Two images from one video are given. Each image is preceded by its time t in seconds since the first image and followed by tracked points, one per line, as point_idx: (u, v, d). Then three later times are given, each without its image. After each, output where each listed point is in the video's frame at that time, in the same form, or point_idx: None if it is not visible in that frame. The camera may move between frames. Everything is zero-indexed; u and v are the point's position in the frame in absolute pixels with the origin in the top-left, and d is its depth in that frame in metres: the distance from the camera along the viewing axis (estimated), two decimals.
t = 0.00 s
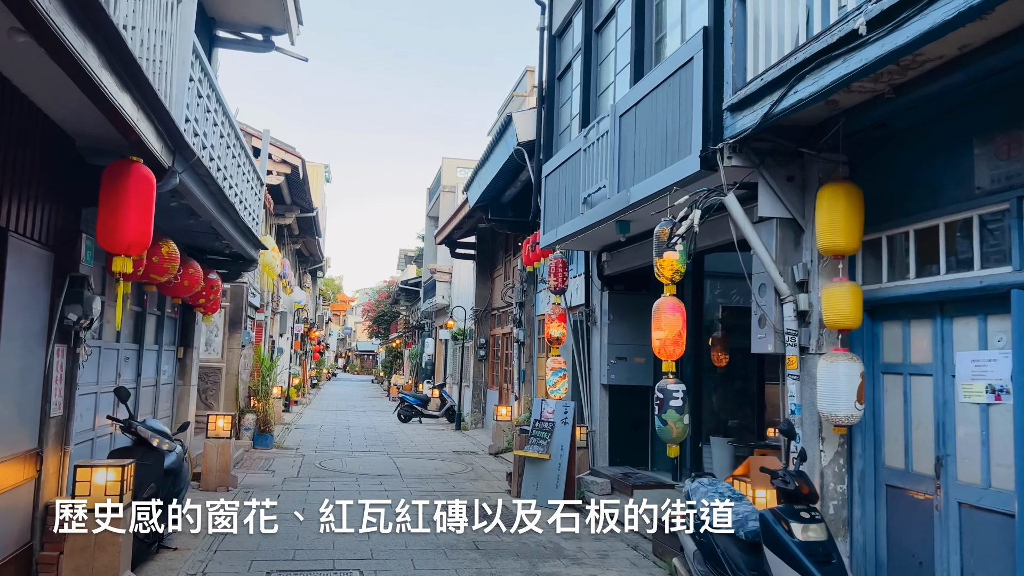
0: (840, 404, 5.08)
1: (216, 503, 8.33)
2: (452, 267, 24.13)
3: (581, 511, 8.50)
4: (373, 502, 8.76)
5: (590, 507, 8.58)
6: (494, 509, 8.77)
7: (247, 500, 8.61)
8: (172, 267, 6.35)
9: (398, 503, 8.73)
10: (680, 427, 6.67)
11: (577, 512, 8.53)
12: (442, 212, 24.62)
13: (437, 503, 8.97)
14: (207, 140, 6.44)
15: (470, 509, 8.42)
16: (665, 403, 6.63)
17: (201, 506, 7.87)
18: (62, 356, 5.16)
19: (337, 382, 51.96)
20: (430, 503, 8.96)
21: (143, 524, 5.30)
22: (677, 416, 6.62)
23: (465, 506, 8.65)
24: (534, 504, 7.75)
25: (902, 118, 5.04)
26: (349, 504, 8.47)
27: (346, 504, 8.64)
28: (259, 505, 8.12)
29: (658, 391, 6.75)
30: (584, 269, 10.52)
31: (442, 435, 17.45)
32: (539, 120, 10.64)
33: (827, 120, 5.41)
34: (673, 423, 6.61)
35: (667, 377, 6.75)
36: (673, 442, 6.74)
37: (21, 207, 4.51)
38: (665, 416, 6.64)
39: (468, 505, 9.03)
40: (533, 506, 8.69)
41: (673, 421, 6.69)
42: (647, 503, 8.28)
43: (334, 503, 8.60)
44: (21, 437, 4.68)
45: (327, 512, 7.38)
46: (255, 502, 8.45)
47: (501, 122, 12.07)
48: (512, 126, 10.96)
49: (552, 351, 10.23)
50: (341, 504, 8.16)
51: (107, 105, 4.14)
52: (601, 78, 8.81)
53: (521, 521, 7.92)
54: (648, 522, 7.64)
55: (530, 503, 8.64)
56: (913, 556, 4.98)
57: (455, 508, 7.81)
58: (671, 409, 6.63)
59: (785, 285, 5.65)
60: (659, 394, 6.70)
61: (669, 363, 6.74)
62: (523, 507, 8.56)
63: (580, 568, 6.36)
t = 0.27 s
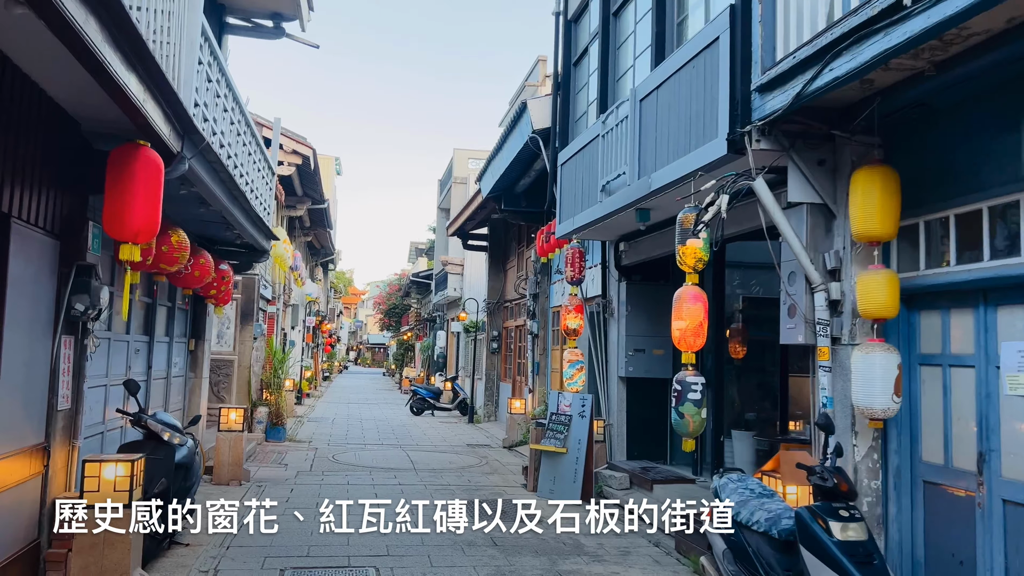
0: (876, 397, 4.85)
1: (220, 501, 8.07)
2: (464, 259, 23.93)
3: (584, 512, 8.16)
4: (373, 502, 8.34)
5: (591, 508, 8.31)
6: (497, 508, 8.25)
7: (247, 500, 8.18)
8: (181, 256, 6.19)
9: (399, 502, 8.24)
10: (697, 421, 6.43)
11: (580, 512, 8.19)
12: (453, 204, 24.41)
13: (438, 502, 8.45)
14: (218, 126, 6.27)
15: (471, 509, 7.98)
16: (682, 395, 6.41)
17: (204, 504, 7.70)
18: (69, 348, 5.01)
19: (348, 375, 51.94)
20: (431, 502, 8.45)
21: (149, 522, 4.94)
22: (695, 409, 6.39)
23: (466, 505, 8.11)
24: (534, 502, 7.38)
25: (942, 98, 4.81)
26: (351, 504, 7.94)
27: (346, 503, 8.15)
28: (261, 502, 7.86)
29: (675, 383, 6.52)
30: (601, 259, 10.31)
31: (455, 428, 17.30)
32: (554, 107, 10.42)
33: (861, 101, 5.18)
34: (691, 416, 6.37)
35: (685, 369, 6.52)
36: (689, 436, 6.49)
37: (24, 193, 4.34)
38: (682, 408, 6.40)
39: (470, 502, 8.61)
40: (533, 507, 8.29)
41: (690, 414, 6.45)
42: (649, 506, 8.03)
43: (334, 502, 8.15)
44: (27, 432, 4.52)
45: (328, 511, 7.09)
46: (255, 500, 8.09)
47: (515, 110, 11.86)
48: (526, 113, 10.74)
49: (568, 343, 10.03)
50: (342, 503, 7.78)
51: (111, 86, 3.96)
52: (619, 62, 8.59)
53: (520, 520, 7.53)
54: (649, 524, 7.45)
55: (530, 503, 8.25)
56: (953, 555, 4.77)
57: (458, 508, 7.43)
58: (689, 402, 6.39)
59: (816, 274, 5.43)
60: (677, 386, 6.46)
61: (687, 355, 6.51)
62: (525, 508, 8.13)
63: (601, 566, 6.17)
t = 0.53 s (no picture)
0: (924, 388, 4.64)
1: (224, 499, 7.60)
2: (480, 249, 23.71)
3: (582, 509, 7.70)
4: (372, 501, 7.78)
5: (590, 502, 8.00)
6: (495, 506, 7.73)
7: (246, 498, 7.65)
8: (200, 243, 6.06)
9: (399, 502, 7.63)
10: (723, 414, 5.89)
11: (578, 509, 7.73)
12: (470, 193, 24.21)
13: (438, 501, 7.86)
14: (237, 110, 6.12)
15: (468, 507, 7.40)
16: (707, 385, 5.88)
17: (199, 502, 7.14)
18: (87, 336, 4.89)
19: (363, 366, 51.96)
20: (432, 501, 7.86)
21: (150, 523, 4.51)
22: (721, 402, 5.85)
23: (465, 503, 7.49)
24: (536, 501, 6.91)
25: (995, 74, 4.57)
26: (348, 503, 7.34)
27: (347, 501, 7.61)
28: (257, 502, 7.28)
29: (700, 373, 6.00)
30: (624, 247, 10.10)
31: (472, 419, 17.15)
32: (577, 92, 10.20)
33: (906, 78, 4.95)
34: (716, 408, 5.84)
35: (711, 359, 6.02)
36: (713, 430, 5.95)
37: (40, 176, 4.20)
38: (707, 399, 5.88)
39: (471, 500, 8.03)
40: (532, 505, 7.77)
41: (716, 406, 5.91)
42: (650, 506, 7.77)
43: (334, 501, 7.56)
44: (44, 422, 4.40)
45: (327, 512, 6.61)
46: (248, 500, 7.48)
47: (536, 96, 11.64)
48: (548, 99, 10.53)
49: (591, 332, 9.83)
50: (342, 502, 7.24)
51: (128, 62, 3.80)
52: (645, 44, 8.36)
53: (520, 520, 7.04)
54: (649, 524, 7.13)
55: (531, 501, 7.69)
56: (1003, 554, 4.56)
57: (454, 507, 7.00)
58: (715, 393, 5.88)
59: (857, 260, 5.21)
60: (702, 375, 5.95)
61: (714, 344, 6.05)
62: (524, 506, 7.58)
63: (630, 561, 6.00)
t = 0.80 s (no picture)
0: (969, 386, 4.45)
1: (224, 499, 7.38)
2: (496, 243, 23.56)
3: (581, 509, 7.50)
4: (371, 500, 7.59)
5: (590, 500, 7.80)
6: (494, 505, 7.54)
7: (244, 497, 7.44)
8: (217, 238, 5.95)
9: (398, 501, 7.45)
10: (749, 412, 5.72)
11: (578, 509, 7.52)
12: (485, 188, 24.06)
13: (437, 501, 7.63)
14: (254, 102, 5.99)
15: (467, 506, 7.21)
16: (734, 382, 5.71)
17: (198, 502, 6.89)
18: (103, 333, 4.79)
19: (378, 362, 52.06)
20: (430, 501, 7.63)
21: (150, 524, 4.36)
22: (748, 400, 5.67)
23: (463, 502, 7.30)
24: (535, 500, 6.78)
25: None
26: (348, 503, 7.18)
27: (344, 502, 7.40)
28: (256, 502, 7.10)
29: (727, 369, 5.84)
30: (646, 241, 9.92)
31: (489, 415, 17.04)
32: (597, 83, 10.01)
33: (948, 64, 4.75)
34: (742, 405, 5.67)
35: (739, 355, 5.84)
36: (739, 428, 5.78)
37: (56, 168, 4.08)
38: (733, 396, 5.70)
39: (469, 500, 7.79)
40: (532, 504, 7.58)
41: (742, 404, 5.74)
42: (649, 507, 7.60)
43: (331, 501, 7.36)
44: (61, 422, 4.29)
45: (326, 511, 6.48)
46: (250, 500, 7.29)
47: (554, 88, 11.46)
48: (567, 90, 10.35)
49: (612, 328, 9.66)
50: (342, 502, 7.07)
51: (142, 51, 3.67)
52: (668, 33, 8.17)
53: (520, 520, 6.86)
54: (649, 524, 6.96)
55: (530, 500, 7.52)
56: None
57: (453, 507, 6.86)
58: (741, 390, 5.70)
59: (895, 253, 5.02)
60: (728, 372, 5.78)
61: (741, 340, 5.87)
62: (524, 505, 7.40)
63: (657, 562, 5.85)
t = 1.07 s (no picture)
0: (1015, 384, 4.25)
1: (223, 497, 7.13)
2: (517, 238, 23.40)
3: (580, 509, 7.31)
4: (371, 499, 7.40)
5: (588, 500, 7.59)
6: (494, 504, 7.36)
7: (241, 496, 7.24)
8: (237, 232, 5.88)
9: (398, 501, 7.26)
10: (782, 408, 5.54)
11: (578, 509, 7.32)
12: (506, 183, 23.93)
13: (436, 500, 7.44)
14: (274, 93, 5.91)
15: (466, 506, 7.04)
16: (766, 378, 5.52)
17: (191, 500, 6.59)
18: (122, 327, 4.73)
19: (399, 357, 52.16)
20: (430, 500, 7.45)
21: (149, 523, 4.24)
22: (780, 396, 5.50)
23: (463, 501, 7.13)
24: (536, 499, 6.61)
25: None
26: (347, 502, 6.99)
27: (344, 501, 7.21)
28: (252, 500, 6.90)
29: (759, 365, 5.67)
30: (670, 235, 9.74)
31: (510, 411, 16.93)
32: (620, 74, 9.84)
33: (992, 46, 4.55)
34: (774, 402, 5.50)
35: (771, 350, 5.67)
36: (772, 425, 5.62)
37: (72, 158, 4.00)
38: (765, 393, 5.53)
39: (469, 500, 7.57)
40: (532, 503, 7.40)
41: (775, 400, 5.57)
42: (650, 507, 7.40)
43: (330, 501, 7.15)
44: (80, 417, 4.23)
45: (325, 510, 6.28)
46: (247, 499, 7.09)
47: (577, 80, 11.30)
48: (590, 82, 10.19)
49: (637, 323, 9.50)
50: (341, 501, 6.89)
51: (158, 37, 3.58)
52: (695, 21, 7.98)
53: (520, 520, 6.68)
54: (649, 524, 6.78)
55: (531, 501, 7.34)
56: None
57: (452, 507, 6.70)
58: (773, 386, 5.53)
59: (935, 244, 4.82)
60: (760, 368, 5.61)
61: (774, 336, 5.70)
62: (523, 505, 7.22)
63: (685, 563, 5.70)
